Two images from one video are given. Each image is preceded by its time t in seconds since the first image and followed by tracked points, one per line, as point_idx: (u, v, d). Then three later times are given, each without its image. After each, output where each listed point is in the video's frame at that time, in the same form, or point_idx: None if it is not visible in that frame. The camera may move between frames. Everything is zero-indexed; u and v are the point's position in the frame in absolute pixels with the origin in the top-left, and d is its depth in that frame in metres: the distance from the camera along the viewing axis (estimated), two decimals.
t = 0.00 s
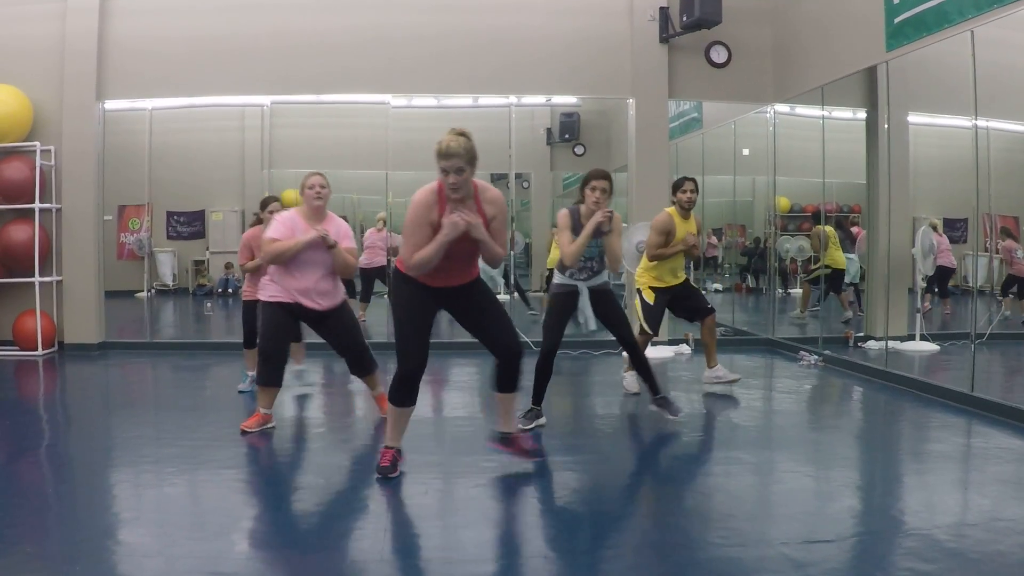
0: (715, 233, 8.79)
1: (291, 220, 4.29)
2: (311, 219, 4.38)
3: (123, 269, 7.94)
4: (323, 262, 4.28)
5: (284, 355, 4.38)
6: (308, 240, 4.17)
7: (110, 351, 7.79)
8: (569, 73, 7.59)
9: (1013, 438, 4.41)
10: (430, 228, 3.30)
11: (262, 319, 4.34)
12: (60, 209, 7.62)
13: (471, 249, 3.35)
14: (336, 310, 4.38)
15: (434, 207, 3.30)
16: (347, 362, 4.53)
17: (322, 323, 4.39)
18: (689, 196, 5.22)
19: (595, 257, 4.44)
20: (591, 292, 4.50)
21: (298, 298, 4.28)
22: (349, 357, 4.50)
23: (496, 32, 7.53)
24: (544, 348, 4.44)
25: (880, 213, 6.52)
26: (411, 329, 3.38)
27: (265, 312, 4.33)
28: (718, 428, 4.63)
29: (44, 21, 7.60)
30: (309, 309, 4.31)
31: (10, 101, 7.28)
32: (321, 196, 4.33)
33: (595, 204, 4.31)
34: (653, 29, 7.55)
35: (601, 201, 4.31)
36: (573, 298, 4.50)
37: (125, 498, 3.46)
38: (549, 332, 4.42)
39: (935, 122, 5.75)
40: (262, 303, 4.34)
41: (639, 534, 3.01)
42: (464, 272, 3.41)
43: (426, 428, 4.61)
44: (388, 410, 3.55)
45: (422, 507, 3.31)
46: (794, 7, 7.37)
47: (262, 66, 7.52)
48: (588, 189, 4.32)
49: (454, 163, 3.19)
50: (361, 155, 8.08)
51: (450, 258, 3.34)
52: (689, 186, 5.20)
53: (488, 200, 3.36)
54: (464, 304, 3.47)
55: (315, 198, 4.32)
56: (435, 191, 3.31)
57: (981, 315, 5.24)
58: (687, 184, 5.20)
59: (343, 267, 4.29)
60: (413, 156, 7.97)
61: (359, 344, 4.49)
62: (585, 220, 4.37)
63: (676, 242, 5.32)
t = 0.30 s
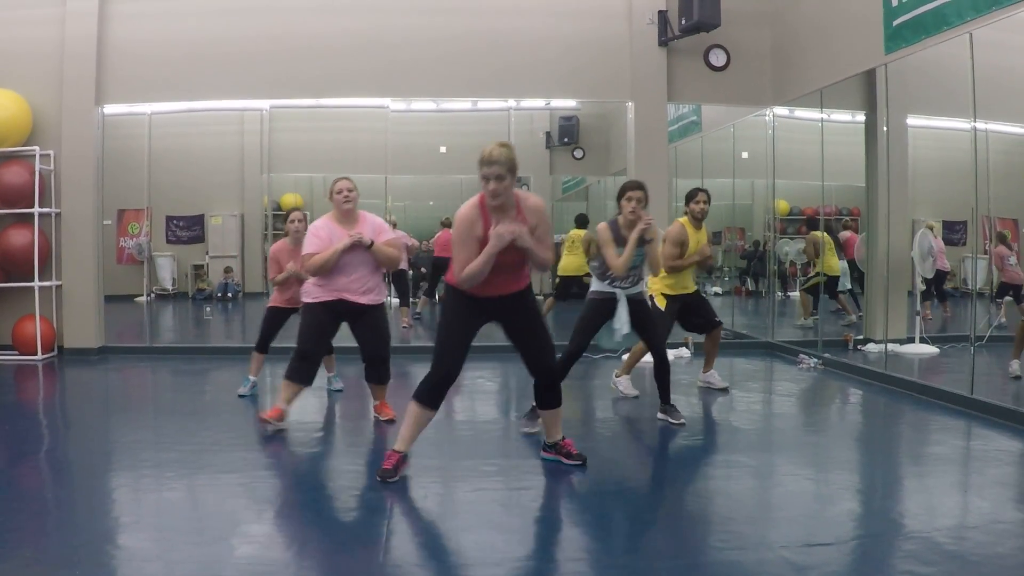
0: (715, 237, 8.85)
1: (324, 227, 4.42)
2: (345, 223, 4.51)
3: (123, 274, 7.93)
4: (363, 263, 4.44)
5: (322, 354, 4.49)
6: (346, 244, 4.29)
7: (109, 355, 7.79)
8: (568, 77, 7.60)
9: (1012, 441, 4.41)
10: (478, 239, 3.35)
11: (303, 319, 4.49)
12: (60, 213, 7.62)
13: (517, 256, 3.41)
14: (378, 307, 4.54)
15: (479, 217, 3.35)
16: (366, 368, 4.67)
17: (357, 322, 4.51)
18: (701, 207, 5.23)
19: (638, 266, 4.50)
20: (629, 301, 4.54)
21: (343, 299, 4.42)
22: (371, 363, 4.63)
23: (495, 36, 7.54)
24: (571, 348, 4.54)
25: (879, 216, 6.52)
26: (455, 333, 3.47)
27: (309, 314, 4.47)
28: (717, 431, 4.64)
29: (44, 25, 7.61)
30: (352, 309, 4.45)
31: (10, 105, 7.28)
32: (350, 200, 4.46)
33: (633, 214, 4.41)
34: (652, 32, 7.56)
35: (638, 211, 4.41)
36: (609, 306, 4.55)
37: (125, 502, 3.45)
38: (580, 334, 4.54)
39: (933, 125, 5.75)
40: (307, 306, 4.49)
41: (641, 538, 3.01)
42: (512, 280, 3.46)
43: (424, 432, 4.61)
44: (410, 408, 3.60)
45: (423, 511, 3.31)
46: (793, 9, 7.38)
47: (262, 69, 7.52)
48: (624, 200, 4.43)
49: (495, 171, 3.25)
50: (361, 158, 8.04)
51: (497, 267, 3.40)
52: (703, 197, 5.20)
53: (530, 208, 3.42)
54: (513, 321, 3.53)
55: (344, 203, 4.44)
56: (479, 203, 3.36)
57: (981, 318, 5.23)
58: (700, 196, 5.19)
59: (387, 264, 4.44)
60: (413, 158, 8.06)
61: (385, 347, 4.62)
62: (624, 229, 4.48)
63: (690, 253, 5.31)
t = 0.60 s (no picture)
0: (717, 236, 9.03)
1: (328, 227, 4.59)
2: (349, 221, 4.63)
3: (122, 275, 8.06)
4: (361, 260, 4.50)
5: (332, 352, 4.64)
6: (337, 244, 4.43)
7: (109, 356, 7.79)
8: (568, 77, 7.60)
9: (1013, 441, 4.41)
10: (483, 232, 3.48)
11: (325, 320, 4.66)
12: (60, 214, 7.61)
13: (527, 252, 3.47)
14: (380, 302, 4.57)
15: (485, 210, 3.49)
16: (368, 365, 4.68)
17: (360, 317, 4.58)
18: (696, 198, 5.36)
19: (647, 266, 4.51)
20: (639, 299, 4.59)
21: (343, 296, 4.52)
22: (372, 360, 4.65)
23: (495, 36, 7.54)
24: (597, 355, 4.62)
25: (878, 217, 6.53)
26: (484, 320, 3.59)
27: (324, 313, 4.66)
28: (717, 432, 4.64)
29: (44, 25, 7.61)
30: (352, 305, 4.54)
31: (10, 106, 7.28)
32: (352, 198, 4.57)
33: (640, 213, 4.46)
34: (652, 32, 7.56)
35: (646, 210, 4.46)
36: (622, 305, 4.58)
37: (125, 503, 3.45)
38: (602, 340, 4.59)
39: (933, 124, 5.75)
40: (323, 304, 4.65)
41: (640, 538, 3.01)
42: (523, 276, 3.52)
43: (426, 433, 4.61)
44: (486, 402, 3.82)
45: (423, 511, 3.31)
46: (792, 10, 7.38)
47: (261, 70, 7.52)
48: (631, 199, 4.49)
49: (500, 164, 3.38)
50: (361, 159, 8.25)
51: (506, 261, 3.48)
52: (697, 189, 5.33)
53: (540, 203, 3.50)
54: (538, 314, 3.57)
55: (345, 200, 4.56)
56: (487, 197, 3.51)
57: (981, 318, 5.25)
58: (695, 188, 5.33)
59: (380, 265, 4.47)
60: (412, 159, 8.19)
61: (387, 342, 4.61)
62: (633, 230, 4.49)
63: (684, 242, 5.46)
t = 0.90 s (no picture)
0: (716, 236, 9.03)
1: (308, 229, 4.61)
2: (329, 223, 4.62)
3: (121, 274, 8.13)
4: (335, 264, 4.50)
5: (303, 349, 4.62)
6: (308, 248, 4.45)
7: (109, 356, 7.79)
8: (567, 76, 7.60)
9: (1012, 439, 4.42)
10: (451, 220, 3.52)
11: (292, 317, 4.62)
12: (58, 213, 7.60)
13: (492, 243, 3.46)
14: (357, 304, 4.56)
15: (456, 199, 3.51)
16: (361, 366, 4.63)
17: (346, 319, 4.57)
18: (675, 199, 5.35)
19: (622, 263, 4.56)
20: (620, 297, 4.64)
21: (319, 297, 4.52)
22: (362, 360, 4.61)
23: (493, 35, 7.54)
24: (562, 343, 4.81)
25: (877, 215, 6.54)
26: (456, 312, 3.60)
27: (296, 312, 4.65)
28: (715, 430, 4.64)
29: (43, 25, 7.60)
30: (330, 306, 4.53)
31: (8, 106, 7.27)
32: (330, 200, 4.55)
33: (614, 208, 4.53)
34: (652, 31, 7.55)
35: (620, 205, 4.52)
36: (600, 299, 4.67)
37: (125, 503, 3.45)
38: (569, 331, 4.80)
39: (932, 123, 5.77)
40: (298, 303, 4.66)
41: (639, 537, 3.01)
42: (492, 266, 3.53)
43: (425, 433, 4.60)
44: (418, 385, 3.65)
45: (422, 510, 3.31)
46: (791, 9, 7.38)
47: (261, 69, 7.52)
48: (606, 195, 4.59)
49: (470, 157, 3.34)
50: (361, 158, 8.10)
51: (474, 248, 3.51)
52: (675, 190, 5.32)
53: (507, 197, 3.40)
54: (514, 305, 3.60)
55: (324, 202, 4.55)
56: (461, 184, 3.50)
57: (979, 317, 5.27)
58: (673, 188, 5.31)
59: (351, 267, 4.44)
60: (411, 158, 8.04)
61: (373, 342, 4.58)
62: (609, 227, 4.59)
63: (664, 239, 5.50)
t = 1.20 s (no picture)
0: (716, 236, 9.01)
1: (272, 220, 4.59)
2: (296, 217, 4.61)
3: (122, 274, 7.96)
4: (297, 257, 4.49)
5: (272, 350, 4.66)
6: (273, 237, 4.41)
7: (110, 355, 7.79)
8: (568, 76, 7.60)
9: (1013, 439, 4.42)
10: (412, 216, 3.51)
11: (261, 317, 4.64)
12: (59, 213, 7.61)
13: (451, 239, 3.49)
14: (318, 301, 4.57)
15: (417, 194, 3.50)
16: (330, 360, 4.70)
17: (308, 315, 4.58)
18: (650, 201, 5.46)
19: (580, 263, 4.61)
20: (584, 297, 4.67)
21: (277, 291, 4.53)
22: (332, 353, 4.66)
23: (494, 35, 7.54)
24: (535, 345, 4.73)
25: (878, 215, 6.54)
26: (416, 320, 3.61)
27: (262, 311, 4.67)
28: (715, 430, 4.64)
29: (44, 24, 7.60)
30: (288, 302, 4.55)
31: (9, 106, 7.27)
32: (300, 195, 4.58)
33: (571, 207, 4.60)
34: (652, 31, 7.55)
35: (576, 204, 4.59)
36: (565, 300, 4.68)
37: (125, 502, 3.45)
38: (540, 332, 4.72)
39: (932, 123, 5.79)
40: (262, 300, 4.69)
41: (635, 535, 3.02)
42: (445, 263, 3.54)
43: (422, 433, 4.58)
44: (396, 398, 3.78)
45: (422, 510, 3.31)
46: (792, 9, 7.38)
47: (262, 69, 7.52)
48: (563, 195, 4.65)
49: (440, 146, 3.42)
50: (361, 157, 8.11)
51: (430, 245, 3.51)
52: (649, 191, 5.43)
53: (469, 189, 3.47)
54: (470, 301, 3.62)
55: (295, 196, 4.57)
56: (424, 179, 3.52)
57: (981, 316, 5.24)
58: (647, 190, 5.43)
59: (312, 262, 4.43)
60: (410, 159, 8.05)
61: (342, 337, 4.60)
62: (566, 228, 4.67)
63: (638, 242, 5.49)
